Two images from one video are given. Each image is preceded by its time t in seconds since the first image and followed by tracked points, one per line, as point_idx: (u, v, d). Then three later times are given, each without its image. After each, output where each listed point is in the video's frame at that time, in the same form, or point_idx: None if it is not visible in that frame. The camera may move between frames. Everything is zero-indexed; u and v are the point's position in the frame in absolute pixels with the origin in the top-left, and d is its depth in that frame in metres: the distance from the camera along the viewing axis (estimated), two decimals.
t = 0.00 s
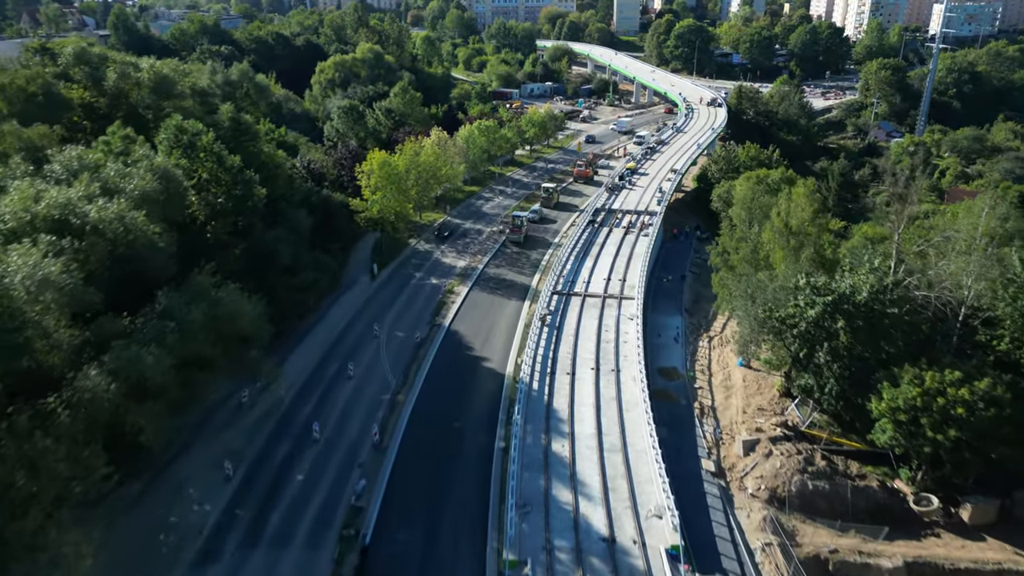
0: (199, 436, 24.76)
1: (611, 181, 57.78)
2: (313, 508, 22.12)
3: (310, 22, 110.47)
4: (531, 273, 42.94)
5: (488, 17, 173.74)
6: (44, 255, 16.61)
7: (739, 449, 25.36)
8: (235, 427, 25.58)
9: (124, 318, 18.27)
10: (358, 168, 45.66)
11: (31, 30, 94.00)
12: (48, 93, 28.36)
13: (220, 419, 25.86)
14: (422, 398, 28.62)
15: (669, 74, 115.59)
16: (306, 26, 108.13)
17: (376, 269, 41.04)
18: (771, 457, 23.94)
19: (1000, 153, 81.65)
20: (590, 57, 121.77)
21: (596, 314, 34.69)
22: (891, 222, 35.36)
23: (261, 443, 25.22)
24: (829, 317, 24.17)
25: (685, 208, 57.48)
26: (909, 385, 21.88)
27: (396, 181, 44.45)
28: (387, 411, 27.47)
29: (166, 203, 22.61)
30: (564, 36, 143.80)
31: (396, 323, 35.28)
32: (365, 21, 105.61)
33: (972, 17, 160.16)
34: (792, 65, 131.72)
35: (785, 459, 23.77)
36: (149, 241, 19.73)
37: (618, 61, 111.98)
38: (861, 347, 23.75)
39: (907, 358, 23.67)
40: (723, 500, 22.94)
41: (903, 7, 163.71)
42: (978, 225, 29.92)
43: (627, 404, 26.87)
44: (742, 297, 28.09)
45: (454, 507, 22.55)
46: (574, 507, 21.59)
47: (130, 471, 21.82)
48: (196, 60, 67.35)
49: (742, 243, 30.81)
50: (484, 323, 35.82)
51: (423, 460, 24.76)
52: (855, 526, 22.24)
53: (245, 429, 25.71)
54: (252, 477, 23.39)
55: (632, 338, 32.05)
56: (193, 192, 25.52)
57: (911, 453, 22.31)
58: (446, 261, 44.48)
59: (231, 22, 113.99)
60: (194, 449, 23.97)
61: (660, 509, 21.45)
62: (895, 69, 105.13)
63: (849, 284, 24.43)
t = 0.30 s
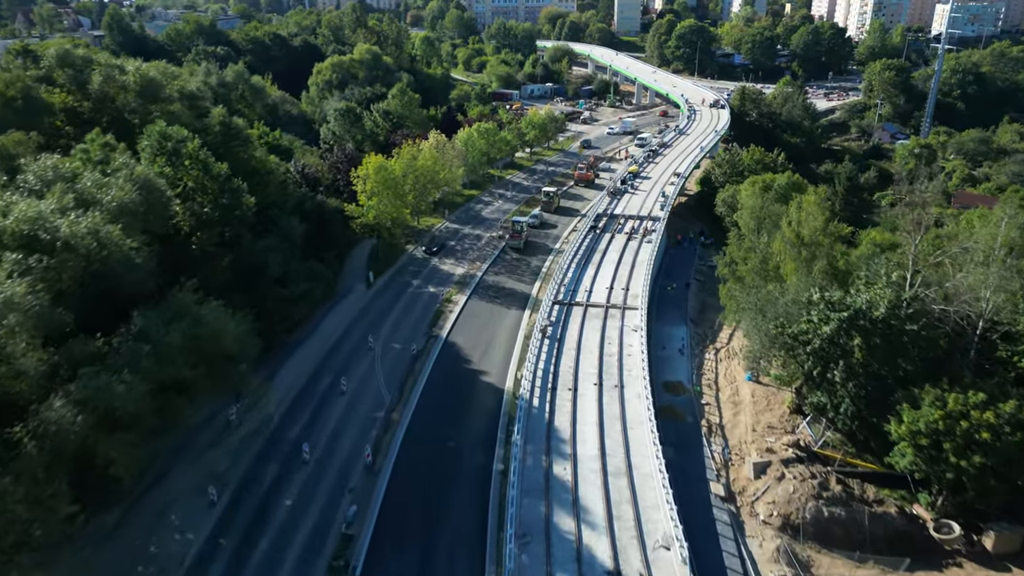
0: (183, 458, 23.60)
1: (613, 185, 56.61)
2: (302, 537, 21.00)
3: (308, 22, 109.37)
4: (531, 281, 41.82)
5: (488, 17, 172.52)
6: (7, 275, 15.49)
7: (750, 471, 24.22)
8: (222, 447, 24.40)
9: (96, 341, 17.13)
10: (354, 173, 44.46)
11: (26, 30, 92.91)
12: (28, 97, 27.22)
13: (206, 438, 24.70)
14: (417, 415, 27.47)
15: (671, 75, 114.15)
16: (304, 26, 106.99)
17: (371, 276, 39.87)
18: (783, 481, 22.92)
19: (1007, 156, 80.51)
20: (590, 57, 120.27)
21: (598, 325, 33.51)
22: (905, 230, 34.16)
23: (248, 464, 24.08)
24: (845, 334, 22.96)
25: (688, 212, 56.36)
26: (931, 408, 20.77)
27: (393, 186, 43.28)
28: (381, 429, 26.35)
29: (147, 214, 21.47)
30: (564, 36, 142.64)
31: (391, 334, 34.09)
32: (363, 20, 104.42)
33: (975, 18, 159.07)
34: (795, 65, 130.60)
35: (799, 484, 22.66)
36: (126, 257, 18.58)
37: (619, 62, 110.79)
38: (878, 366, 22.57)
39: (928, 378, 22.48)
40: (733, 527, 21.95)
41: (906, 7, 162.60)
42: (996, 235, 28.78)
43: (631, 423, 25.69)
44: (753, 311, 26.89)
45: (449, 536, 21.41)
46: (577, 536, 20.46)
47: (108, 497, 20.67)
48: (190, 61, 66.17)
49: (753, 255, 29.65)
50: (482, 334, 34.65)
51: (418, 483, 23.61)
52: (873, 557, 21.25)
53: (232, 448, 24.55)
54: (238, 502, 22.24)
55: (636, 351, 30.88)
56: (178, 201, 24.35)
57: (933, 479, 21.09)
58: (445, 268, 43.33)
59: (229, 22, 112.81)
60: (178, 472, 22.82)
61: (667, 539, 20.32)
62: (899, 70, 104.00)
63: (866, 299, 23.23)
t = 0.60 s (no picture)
0: (165, 481, 22.42)
1: (614, 189, 55.39)
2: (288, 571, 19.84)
3: (305, 23, 108.28)
4: (531, 289, 40.67)
5: (487, 18, 171.30)
6: None
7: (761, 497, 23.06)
8: (206, 468, 23.15)
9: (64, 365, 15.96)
10: (349, 177, 43.26)
11: (20, 30, 91.69)
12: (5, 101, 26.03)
13: (190, 460, 23.52)
14: (412, 434, 26.27)
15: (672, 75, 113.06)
16: (302, 26, 105.88)
17: (366, 285, 38.67)
18: (797, 507, 21.80)
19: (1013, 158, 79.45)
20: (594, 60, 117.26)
21: (600, 337, 32.30)
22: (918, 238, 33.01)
23: (233, 488, 22.87)
24: (862, 352, 21.75)
25: (691, 217, 55.25)
26: (954, 433, 19.60)
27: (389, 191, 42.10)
28: (373, 451, 25.15)
29: (124, 226, 20.27)
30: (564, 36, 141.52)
31: (386, 346, 32.85)
32: (361, 20, 103.22)
33: (977, 18, 158.16)
34: (796, 66, 129.53)
35: (813, 511, 21.53)
36: (99, 275, 17.38)
37: (620, 62, 109.59)
38: (895, 386, 21.38)
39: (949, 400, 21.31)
40: (745, 558, 21.03)
41: (908, 6, 161.15)
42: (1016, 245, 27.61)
43: (635, 444, 24.51)
44: (764, 326, 25.69)
45: (444, 568, 20.24)
46: (579, 569, 19.29)
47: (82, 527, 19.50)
48: (184, 63, 65.03)
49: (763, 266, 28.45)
50: (480, 346, 33.45)
51: (412, 510, 22.43)
52: None
53: (216, 471, 23.34)
54: (221, 532, 21.04)
55: (640, 365, 29.69)
56: (159, 211, 23.12)
57: (956, 508, 19.90)
58: (442, 275, 42.14)
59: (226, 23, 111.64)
60: (160, 497, 21.64)
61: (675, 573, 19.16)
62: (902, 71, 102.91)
63: (884, 315, 22.04)
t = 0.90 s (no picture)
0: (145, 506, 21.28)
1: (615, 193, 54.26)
2: None
3: (302, 23, 107.11)
4: (530, 297, 39.58)
5: (486, 18, 170.07)
6: None
7: (772, 525, 21.98)
8: (189, 492, 22.03)
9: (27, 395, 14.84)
10: (343, 182, 42.08)
11: (12, 31, 90.44)
12: None
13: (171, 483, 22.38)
14: (406, 454, 25.14)
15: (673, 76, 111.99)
16: (299, 27, 104.72)
17: (361, 294, 37.50)
18: (810, 536, 20.70)
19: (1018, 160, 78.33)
20: (591, 60, 117.24)
21: (603, 350, 31.11)
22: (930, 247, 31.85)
23: (217, 513, 21.71)
24: (879, 371, 20.59)
25: (693, 221, 54.09)
26: (979, 459, 18.44)
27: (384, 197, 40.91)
28: (365, 473, 24.02)
29: (99, 240, 19.14)
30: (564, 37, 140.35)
31: (380, 359, 31.71)
32: (359, 20, 102.09)
33: (977, 18, 157.31)
34: (798, 66, 128.43)
35: (827, 540, 20.35)
36: (67, 294, 16.25)
37: (620, 63, 108.52)
38: (914, 407, 20.22)
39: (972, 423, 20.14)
40: None
41: (910, 7, 160.16)
42: None
43: (640, 466, 23.37)
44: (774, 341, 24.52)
45: None
46: None
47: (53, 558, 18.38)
48: (178, 64, 63.87)
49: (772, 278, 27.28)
50: (478, 358, 32.26)
51: (404, 537, 21.33)
52: None
53: (199, 494, 22.19)
54: (202, 562, 19.90)
55: (644, 380, 28.53)
56: (139, 223, 21.97)
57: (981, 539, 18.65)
58: (439, 283, 40.95)
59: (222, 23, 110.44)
60: (139, 522, 20.48)
61: None
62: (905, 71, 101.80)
63: (901, 332, 20.90)
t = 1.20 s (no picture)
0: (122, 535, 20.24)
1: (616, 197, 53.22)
2: None
3: (298, 23, 105.89)
4: (529, 305, 38.47)
5: (484, 18, 168.75)
6: None
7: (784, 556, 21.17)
8: (171, 518, 20.96)
9: None
10: (336, 188, 41.01)
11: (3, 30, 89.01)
12: None
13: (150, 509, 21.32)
14: (398, 476, 24.01)
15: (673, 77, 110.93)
16: (294, 27, 103.48)
17: (354, 303, 36.37)
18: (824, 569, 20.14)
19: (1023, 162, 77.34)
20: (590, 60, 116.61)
21: (604, 363, 30.00)
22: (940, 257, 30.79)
23: (198, 542, 20.61)
24: (896, 392, 19.46)
25: (695, 225, 53.03)
26: (1005, 488, 17.30)
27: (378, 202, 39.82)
28: (355, 496, 22.90)
29: (70, 256, 18.08)
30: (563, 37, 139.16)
31: (373, 372, 30.57)
32: (355, 20, 100.95)
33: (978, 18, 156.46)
34: (798, 67, 127.41)
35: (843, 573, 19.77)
36: (31, 316, 15.16)
37: (620, 63, 107.49)
38: (934, 430, 19.09)
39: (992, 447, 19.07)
40: None
41: (910, 7, 159.25)
42: None
43: (643, 489, 22.25)
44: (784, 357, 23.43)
45: None
46: None
47: None
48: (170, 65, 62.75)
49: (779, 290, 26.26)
50: (474, 372, 31.13)
51: (395, 567, 20.22)
52: None
53: (180, 520, 21.10)
54: None
55: (647, 396, 27.42)
56: (116, 235, 20.86)
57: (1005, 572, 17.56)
58: (435, 291, 39.85)
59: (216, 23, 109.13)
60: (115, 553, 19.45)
61: None
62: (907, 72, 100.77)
63: (920, 351, 19.77)
